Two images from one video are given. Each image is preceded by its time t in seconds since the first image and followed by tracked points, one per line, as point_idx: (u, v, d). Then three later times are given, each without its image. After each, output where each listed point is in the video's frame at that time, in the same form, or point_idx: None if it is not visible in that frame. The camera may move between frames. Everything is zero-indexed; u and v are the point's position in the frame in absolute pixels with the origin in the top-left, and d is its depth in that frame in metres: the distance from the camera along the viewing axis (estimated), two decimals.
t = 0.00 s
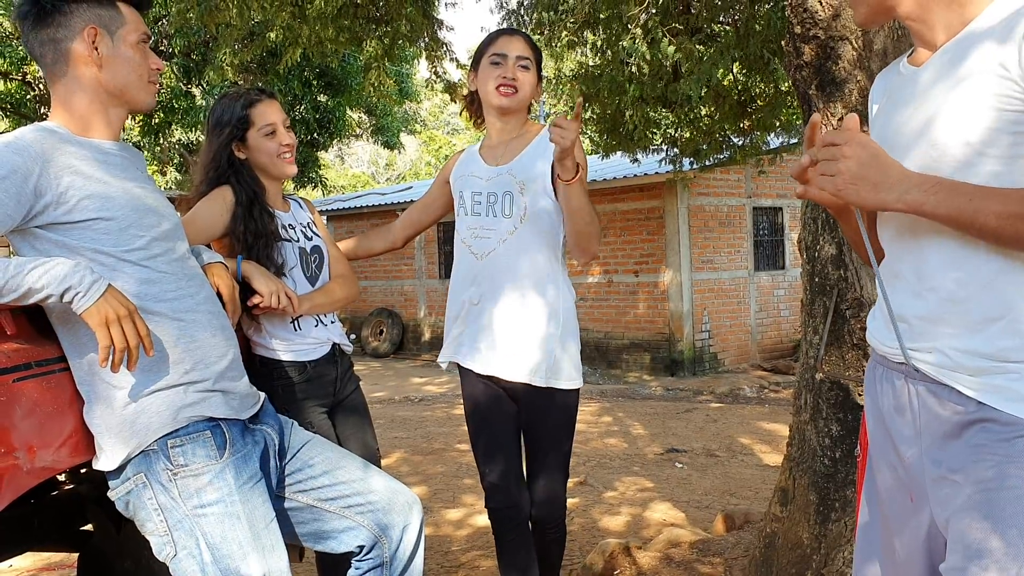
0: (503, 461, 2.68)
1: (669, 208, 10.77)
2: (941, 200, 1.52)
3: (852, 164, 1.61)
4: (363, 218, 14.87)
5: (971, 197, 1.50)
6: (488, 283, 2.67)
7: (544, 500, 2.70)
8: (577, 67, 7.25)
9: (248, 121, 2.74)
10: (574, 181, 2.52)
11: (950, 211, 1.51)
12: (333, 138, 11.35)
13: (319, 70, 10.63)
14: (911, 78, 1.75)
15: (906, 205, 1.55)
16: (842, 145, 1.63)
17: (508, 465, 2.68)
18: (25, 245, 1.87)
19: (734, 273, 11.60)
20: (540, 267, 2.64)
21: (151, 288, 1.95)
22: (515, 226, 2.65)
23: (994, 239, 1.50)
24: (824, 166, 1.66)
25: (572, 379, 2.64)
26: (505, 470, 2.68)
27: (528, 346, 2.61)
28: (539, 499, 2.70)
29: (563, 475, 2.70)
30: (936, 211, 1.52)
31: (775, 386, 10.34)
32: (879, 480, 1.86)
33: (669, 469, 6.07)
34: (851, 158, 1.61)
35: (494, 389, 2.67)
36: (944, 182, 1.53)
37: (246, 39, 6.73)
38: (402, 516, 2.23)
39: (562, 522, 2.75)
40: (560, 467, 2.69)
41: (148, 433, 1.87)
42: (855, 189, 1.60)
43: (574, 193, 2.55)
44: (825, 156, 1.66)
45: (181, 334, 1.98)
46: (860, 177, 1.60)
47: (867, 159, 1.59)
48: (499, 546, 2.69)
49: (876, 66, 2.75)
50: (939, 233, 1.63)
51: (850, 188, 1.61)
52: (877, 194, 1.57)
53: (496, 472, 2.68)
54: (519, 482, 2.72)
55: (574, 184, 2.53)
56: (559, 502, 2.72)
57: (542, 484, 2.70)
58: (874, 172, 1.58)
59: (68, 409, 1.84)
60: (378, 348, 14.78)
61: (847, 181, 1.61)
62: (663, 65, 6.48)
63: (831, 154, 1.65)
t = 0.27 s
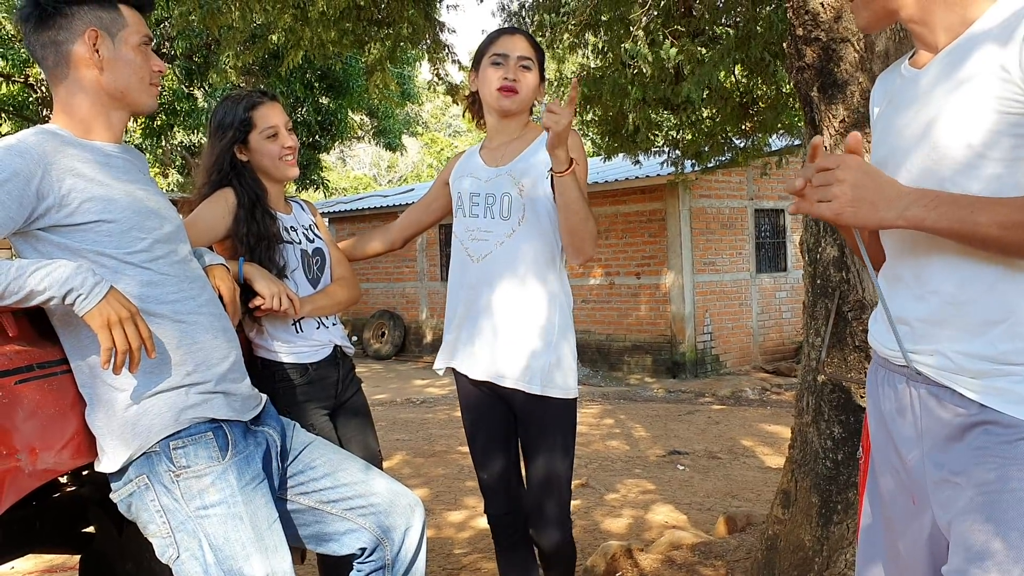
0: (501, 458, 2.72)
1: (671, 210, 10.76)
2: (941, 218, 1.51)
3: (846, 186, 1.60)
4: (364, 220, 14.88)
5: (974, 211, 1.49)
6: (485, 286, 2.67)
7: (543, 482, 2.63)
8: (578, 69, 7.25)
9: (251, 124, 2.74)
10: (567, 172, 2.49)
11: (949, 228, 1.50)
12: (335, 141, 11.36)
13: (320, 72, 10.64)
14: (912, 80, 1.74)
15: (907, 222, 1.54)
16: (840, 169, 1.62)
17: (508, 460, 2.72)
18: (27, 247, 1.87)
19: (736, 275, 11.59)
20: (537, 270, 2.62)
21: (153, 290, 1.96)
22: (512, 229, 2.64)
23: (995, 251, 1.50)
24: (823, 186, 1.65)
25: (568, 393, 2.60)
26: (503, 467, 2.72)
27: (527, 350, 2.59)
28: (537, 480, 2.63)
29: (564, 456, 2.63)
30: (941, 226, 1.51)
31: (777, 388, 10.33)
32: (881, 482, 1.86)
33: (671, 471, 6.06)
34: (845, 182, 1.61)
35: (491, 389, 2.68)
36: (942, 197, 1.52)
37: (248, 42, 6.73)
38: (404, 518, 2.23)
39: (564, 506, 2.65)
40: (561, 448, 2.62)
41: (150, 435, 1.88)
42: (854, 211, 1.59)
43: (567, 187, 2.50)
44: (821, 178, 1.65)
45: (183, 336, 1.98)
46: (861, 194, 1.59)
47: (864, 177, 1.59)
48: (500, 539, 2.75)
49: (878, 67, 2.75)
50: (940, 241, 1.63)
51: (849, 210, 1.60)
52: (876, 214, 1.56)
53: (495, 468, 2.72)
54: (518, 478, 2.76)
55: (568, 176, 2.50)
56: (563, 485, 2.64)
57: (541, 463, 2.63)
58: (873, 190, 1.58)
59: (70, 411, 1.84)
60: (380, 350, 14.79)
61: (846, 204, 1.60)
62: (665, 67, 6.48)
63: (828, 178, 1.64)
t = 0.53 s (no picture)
0: (502, 459, 2.73)
1: (671, 211, 10.76)
2: (953, 210, 1.50)
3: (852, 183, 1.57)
4: (364, 221, 14.88)
5: (981, 207, 1.49)
6: (481, 290, 2.67)
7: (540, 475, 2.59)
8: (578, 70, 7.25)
9: (250, 125, 2.74)
10: (562, 205, 2.38)
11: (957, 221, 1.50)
12: (335, 142, 11.36)
13: (321, 73, 10.63)
14: (912, 82, 1.74)
15: (919, 217, 1.53)
16: (840, 171, 1.59)
17: (509, 461, 2.73)
18: (25, 248, 1.86)
19: (736, 277, 11.59)
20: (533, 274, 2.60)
21: (153, 291, 1.95)
22: (507, 233, 2.63)
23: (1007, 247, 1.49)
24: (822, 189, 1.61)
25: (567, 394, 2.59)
26: (504, 468, 2.73)
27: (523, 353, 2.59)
28: (534, 475, 2.59)
29: (564, 451, 2.61)
30: (951, 222, 1.50)
31: (778, 389, 10.33)
32: (881, 483, 1.86)
33: (672, 473, 6.06)
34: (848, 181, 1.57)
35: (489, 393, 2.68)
36: (953, 192, 1.51)
37: (248, 43, 6.73)
38: (404, 519, 2.22)
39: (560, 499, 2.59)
40: (560, 442, 2.60)
41: (150, 436, 1.87)
42: (870, 210, 1.55)
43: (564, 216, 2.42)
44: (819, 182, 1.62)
45: (183, 337, 1.98)
46: (870, 194, 1.55)
47: (870, 177, 1.56)
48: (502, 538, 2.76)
49: (878, 69, 2.76)
50: (941, 243, 1.62)
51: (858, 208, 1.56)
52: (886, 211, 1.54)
53: (497, 469, 2.73)
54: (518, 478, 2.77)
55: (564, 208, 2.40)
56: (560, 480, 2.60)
57: (540, 457, 2.59)
58: (884, 189, 1.55)
59: (69, 412, 1.84)
60: (380, 351, 14.79)
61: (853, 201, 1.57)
62: (665, 68, 6.47)
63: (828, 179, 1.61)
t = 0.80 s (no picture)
0: (504, 461, 2.73)
1: (671, 211, 10.76)
2: (960, 210, 1.50)
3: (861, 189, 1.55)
4: (364, 221, 14.87)
5: (990, 207, 1.49)
6: (481, 289, 2.67)
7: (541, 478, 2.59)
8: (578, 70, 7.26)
9: (248, 125, 2.73)
10: (559, 182, 2.45)
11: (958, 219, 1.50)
12: (334, 142, 11.36)
13: (320, 73, 10.63)
14: (911, 82, 1.74)
15: (922, 216, 1.53)
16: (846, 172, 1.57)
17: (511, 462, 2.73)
18: (25, 248, 1.86)
19: (736, 277, 11.59)
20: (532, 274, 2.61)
21: (152, 291, 1.95)
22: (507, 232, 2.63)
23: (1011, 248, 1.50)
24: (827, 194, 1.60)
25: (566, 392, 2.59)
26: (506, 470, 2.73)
27: (524, 353, 2.59)
28: (535, 477, 2.59)
29: (564, 452, 2.61)
30: (958, 224, 1.50)
31: (777, 389, 10.33)
32: (880, 482, 1.86)
33: (671, 473, 6.06)
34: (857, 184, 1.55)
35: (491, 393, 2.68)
36: (961, 194, 1.51)
37: (247, 43, 6.73)
38: (403, 518, 2.22)
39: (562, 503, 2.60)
40: (560, 444, 2.60)
41: (149, 436, 1.87)
42: (876, 215, 1.55)
43: (559, 196, 2.47)
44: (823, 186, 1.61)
45: (182, 337, 1.98)
46: (878, 199, 1.54)
47: (880, 179, 1.55)
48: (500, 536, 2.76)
49: (878, 69, 2.75)
50: (943, 244, 1.62)
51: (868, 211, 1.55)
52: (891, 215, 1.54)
53: (499, 470, 2.73)
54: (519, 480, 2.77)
55: (559, 184, 2.45)
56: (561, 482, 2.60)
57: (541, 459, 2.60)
58: (893, 191, 1.53)
59: (69, 413, 1.83)
60: (380, 351, 14.79)
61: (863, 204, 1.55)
62: (664, 68, 6.47)
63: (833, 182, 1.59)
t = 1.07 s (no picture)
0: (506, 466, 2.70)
1: (670, 211, 10.76)
2: (964, 208, 1.51)
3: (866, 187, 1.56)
4: (363, 220, 14.88)
5: (994, 205, 1.50)
6: (486, 292, 2.68)
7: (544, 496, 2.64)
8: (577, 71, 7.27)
9: (235, 128, 2.76)
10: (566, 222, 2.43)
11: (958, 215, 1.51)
12: (334, 141, 11.37)
13: (320, 73, 10.62)
14: (910, 82, 1.75)
15: (924, 212, 1.54)
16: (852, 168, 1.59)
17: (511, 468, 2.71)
18: (25, 247, 1.87)
19: (734, 276, 11.60)
20: (538, 277, 2.63)
21: (152, 290, 1.96)
22: (514, 236, 2.65)
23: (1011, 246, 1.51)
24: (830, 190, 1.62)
25: (570, 391, 2.61)
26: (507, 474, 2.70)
27: (527, 361, 2.60)
28: (538, 497, 2.64)
29: (564, 472, 2.64)
30: (961, 219, 1.51)
31: (775, 389, 10.34)
32: (877, 482, 1.87)
33: (670, 472, 6.07)
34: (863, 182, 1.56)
35: (499, 394, 2.67)
36: (965, 189, 1.52)
37: (247, 43, 6.74)
38: (403, 517, 2.23)
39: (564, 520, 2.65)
40: (561, 463, 2.63)
41: (149, 435, 1.88)
42: (881, 208, 1.56)
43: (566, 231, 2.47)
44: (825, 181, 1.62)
45: (182, 337, 1.98)
46: (882, 197, 1.56)
47: (883, 176, 1.56)
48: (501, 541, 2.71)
49: (876, 69, 2.74)
50: (941, 244, 1.63)
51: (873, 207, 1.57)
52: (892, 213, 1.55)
53: (500, 476, 2.70)
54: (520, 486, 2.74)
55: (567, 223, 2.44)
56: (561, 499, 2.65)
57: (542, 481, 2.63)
58: (897, 188, 1.55)
59: (69, 412, 1.84)
60: (378, 351, 14.80)
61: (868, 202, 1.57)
62: (663, 69, 6.48)
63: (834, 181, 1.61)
